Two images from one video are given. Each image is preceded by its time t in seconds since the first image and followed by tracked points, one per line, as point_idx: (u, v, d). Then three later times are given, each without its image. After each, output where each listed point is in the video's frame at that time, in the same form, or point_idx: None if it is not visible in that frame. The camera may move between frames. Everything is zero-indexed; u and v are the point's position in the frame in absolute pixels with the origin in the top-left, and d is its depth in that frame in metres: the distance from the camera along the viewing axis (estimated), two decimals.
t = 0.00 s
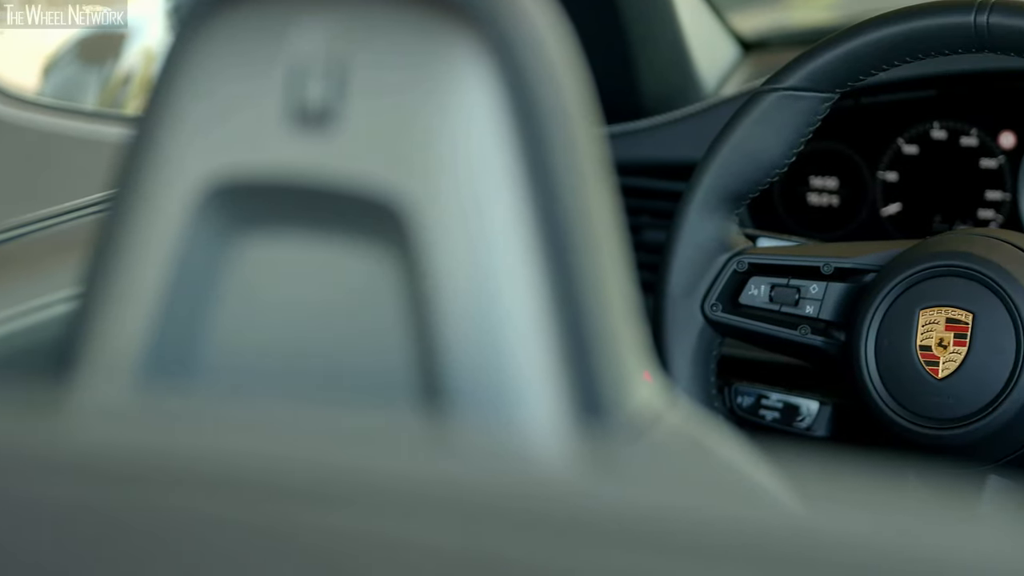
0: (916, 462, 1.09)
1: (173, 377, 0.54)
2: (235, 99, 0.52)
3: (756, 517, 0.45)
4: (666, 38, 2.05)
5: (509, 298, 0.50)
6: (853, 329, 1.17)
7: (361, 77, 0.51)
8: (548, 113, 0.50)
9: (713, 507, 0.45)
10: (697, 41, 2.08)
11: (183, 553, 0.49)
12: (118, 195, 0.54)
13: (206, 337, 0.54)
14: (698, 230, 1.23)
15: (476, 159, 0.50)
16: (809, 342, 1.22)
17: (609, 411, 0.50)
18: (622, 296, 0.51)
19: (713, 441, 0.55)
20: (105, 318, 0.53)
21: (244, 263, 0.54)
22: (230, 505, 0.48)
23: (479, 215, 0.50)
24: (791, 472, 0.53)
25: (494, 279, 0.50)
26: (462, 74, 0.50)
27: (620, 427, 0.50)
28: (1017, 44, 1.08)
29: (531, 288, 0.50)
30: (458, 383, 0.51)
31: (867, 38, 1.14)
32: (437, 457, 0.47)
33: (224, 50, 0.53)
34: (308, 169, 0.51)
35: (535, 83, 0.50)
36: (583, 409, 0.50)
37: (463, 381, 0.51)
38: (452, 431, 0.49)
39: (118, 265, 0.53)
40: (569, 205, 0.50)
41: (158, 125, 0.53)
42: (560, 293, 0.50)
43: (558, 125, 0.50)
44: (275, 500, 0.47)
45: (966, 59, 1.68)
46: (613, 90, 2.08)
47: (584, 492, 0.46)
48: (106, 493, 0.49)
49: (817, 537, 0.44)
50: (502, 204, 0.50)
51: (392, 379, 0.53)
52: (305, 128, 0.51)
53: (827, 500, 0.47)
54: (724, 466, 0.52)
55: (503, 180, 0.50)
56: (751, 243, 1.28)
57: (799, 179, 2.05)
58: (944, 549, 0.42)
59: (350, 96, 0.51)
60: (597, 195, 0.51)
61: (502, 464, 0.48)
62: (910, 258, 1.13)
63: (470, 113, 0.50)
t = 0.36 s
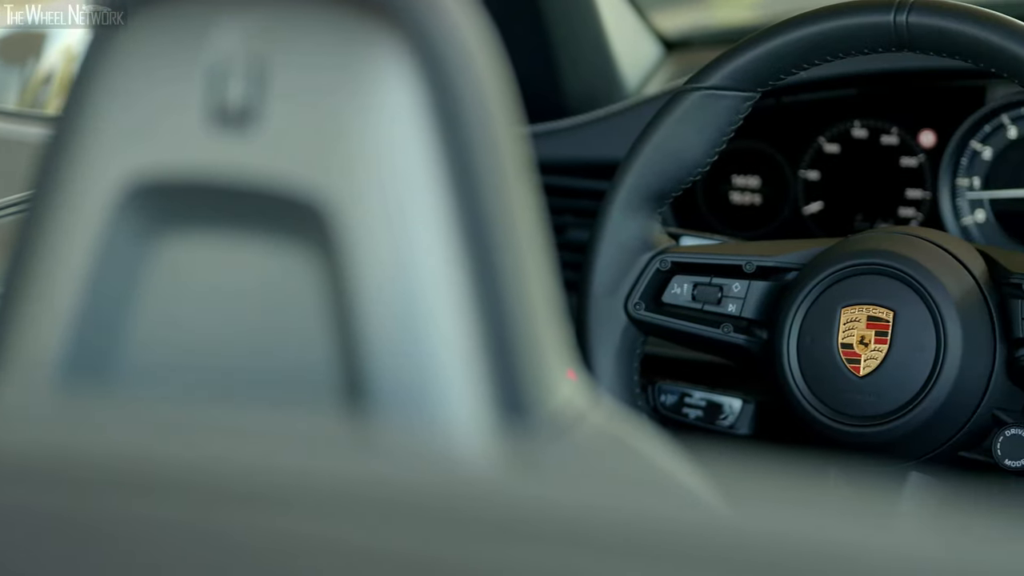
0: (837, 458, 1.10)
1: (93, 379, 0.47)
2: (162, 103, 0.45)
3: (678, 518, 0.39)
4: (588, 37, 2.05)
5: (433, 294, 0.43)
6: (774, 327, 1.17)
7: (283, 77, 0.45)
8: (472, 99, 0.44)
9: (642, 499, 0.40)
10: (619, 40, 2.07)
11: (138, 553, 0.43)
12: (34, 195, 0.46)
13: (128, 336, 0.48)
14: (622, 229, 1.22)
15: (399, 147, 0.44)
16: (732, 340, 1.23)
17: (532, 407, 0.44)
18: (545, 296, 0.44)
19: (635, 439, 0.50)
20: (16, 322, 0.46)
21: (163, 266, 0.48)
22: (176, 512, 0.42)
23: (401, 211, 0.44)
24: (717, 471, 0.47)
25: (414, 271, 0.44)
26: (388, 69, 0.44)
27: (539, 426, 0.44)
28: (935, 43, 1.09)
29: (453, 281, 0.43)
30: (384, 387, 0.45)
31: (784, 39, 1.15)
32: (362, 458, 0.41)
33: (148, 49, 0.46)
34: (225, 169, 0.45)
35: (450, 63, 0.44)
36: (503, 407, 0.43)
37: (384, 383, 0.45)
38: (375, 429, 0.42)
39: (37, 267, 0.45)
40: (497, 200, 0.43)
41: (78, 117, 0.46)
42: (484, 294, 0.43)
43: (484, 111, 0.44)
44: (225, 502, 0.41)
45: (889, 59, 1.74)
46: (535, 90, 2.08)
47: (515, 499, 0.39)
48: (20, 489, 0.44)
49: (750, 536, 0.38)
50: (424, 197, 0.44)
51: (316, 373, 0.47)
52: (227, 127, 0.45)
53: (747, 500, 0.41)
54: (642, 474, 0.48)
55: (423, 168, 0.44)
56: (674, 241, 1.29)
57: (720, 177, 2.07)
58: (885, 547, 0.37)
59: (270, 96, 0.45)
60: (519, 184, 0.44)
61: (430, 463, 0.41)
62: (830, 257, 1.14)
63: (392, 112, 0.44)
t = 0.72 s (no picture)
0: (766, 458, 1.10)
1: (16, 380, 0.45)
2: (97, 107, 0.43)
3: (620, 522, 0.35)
4: (520, 36, 2.05)
5: (361, 291, 0.40)
6: (704, 327, 1.18)
7: (213, 75, 0.42)
8: (391, 87, 0.40)
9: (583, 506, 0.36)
10: (549, 41, 2.07)
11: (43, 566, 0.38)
12: None
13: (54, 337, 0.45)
14: (552, 228, 1.22)
15: (329, 140, 0.41)
16: (662, 340, 1.23)
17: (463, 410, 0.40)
18: (473, 291, 0.41)
19: (561, 434, 0.46)
20: None
21: (91, 268, 0.45)
22: (96, 512, 0.37)
23: (330, 209, 0.41)
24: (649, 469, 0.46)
25: (343, 267, 0.40)
26: (317, 65, 0.41)
27: (468, 427, 0.40)
28: (863, 44, 1.10)
29: (380, 278, 0.40)
30: (315, 392, 0.42)
31: (715, 39, 1.16)
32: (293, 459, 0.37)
33: (82, 49, 0.44)
34: (151, 171, 0.42)
35: (367, 47, 0.40)
36: (430, 402, 0.40)
37: (312, 384, 0.42)
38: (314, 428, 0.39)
39: None
40: (423, 195, 0.40)
41: (4, 119, 0.44)
42: (412, 292, 0.40)
43: (410, 100, 0.40)
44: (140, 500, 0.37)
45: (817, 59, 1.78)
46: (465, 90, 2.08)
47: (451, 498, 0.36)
48: None
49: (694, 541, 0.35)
50: (354, 192, 0.40)
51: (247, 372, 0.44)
52: (154, 130, 0.42)
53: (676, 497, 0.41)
54: (573, 475, 0.44)
55: (349, 159, 0.40)
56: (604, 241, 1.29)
57: (652, 177, 2.06)
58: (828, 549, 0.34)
59: (197, 97, 0.42)
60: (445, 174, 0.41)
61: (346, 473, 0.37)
62: (759, 257, 1.15)
63: (319, 112, 0.41)
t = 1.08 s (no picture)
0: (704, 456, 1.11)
1: None
2: (25, 106, 0.40)
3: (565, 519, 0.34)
4: (459, 36, 2.04)
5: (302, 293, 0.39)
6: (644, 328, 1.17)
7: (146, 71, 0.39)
8: (324, 79, 0.38)
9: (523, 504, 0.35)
10: (488, 41, 2.07)
11: None
12: None
13: None
14: (490, 228, 1.21)
15: (264, 138, 0.39)
16: (602, 340, 1.23)
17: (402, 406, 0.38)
18: (414, 284, 0.39)
19: (506, 438, 0.43)
20: None
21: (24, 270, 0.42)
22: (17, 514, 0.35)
23: (264, 208, 0.39)
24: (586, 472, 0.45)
25: (284, 269, 0.39)
26: (253, 58, 0.39)
27: (408, 427, 0.38)
28: (800, 43, 1.11)
29: (317, 277, 0.39)
30: (254, 393, 0.41)
31: (653, 39, 1.16)
32: (230, 463, 0.35)
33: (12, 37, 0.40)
34: (85, 174, 0.40)
35: (304, 40, 0.39)
36: (366, 404, 0.38)
37: (251, 383, 0.41)
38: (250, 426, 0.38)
39: None
40: (360, 190, 0.38)
41: None
42: (352, 294, 0.39)
43: (344, 92, 0.38)
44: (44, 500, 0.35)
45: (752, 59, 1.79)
46: (402, 90, 2.07)
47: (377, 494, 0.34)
48: None
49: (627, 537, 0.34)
50: (291, 191, 0.39)
51: (182, 373, 0.42)
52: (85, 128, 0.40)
53: (616, 497, 0.40)
54: (512, 476, 0.40)
55: (286, 157, 0.39)
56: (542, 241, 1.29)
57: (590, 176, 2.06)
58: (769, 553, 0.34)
59: (137, 88, 0.39)
60: (382, 168, 0.39)
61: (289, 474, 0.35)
62: (697, 258, 1.15)
63: (253, 110, 0.39)
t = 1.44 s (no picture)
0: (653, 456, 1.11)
1: None
2: None
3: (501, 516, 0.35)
4: (404, 37, 2.03)
5: (246, 292, 0.37)
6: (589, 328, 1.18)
7: (94, 73, 0.37)
8: (269, 75, 0.37)
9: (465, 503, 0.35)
10: (433, 39, 2.06)
11: None
12: None
13: None
14: (436, 229, 1.21)
15: (206, 131, 0.37)
16: (548, 340, 1.22)
17: (344, 406, 0.37)
18: (356, 287, 0.38)
19: (454, 438, 0.42)
20: None
21: None
22: None
23: (208, 205, 0.37)
24: (530, 472, 0.44)
25: (229, 266, 0.37)
26: (196, 59, 0.37)
27: (350, 428, 0.37)
28: (745, 43, 1.12)
29: (260, 274, 0.37)
30: (198, 393, 0.38)
31: (600, 39, 1.16)
32: (174, 462, 0.35)
33: None
34: (27, 174, 0.38)
35: (252, 37, 0.37)
36: (312, 404, 0.36)
37: (194, 384, 0.38)
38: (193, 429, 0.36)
39: None
40: (307, 189, 0.37)
41: None
42: (298, 294, 0.37)
43: (290, 91, 0.37)
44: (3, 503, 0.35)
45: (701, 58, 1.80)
46: (346, 89, 2.06)
47: (322, 487, 0.34)
48: None
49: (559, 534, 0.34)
50: (234, 188, 0.37)
51: (128, 375, 0.40)
52: (28, 129, 0.38)
53: (561, 499, 0.39)
54: (457, 470, 0.40)
55: (228, 152, 0.37)
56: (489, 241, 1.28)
57: (535, 176, 2.05)
58: (693, 546, 0.34)
59: (76, 95, 0.37)
60: (327, 168, 0.37)
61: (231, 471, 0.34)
62: (643, 257, 1.15)
63: (195, 106, 0.37)
